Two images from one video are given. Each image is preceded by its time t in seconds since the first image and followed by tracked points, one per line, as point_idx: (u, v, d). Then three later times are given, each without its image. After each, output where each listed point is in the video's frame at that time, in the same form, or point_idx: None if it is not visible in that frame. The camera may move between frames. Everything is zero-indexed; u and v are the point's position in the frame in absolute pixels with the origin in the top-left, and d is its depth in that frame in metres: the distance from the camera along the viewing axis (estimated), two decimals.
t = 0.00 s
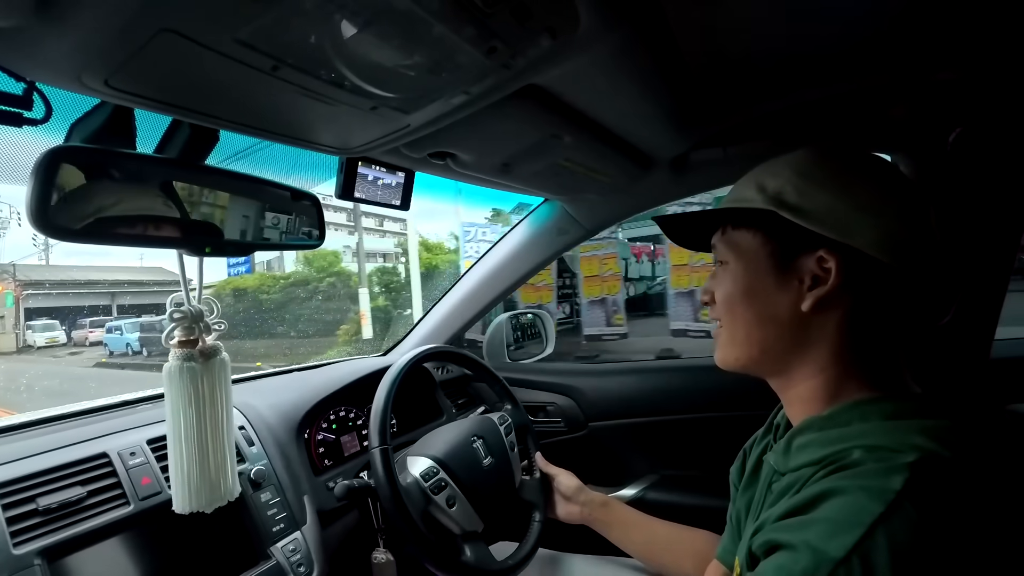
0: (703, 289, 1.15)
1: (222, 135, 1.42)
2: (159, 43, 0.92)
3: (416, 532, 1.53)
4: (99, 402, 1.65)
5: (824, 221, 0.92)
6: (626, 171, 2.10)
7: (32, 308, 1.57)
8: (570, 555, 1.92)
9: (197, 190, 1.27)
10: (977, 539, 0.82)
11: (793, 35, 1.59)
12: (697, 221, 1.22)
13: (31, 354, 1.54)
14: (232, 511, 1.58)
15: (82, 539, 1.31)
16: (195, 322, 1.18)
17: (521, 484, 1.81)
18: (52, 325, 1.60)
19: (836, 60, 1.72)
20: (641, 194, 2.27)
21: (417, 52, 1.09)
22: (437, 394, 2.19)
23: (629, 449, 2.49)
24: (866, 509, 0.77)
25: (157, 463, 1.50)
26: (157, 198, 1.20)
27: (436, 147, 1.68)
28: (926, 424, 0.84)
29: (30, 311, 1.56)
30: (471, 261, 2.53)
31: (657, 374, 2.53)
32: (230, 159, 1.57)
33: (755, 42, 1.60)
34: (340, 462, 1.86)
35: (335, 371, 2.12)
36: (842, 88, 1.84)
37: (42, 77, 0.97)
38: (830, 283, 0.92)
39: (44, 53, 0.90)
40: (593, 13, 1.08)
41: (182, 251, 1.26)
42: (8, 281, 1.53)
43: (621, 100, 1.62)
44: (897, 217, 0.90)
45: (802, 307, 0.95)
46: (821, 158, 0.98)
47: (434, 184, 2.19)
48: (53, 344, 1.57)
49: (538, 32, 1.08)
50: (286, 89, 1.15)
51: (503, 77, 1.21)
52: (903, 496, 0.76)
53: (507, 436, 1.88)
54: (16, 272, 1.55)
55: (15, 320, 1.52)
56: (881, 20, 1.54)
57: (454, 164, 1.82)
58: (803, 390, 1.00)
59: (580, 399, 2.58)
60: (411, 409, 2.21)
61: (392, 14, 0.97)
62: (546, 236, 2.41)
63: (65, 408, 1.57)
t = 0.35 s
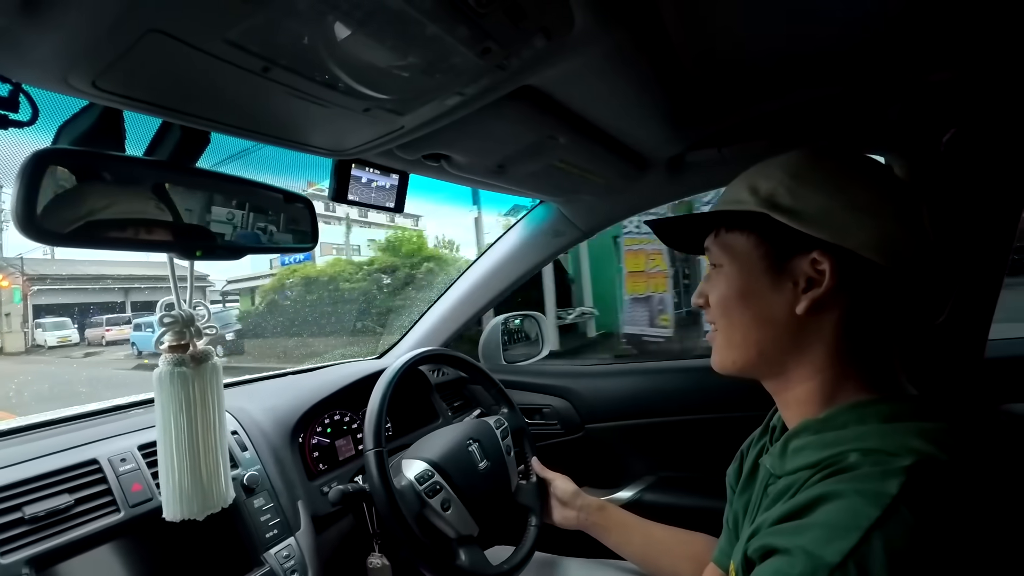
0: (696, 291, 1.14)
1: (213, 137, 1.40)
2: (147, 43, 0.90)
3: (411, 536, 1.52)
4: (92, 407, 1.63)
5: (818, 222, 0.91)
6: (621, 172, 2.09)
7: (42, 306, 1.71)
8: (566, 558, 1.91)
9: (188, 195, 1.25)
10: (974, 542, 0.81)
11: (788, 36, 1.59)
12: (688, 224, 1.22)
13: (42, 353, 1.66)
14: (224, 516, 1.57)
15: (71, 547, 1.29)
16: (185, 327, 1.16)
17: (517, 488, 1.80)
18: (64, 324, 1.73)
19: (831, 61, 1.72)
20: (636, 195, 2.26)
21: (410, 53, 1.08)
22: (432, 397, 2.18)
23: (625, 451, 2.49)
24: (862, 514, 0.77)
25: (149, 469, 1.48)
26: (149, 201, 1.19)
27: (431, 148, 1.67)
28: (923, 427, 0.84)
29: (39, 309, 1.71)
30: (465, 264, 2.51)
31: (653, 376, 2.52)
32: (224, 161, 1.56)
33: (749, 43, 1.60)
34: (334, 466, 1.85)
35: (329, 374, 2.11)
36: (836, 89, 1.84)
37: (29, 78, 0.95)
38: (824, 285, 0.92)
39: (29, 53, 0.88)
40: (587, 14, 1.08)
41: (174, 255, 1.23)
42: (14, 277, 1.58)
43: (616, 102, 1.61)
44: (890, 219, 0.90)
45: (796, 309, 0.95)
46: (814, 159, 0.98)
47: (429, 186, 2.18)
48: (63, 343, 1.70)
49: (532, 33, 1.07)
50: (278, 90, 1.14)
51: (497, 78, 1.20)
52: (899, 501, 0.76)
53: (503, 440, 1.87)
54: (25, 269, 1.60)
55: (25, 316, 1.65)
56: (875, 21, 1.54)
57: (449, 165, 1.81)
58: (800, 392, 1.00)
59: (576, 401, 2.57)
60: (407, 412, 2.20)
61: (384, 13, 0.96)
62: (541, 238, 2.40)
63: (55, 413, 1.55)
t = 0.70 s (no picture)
0: (689, 295, 1.14)
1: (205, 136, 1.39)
2: (137, 40, 0.89)
3: (406, 536, 1.52)
4: (83, 406, 1.62)
5: (807, 225, 0.91)
6: (617, 172, 2.09)
7: (53, 302, 1.67)
8: (561, 558, 1.90)
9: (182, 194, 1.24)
10: (967, 543, 0.81)
11: (785, 37, 1.59)
12: (677, 232, 1.21)
13: (55, 353, 1.62)
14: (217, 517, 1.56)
15: (61, 549, 1.28)
16: (178, 325, 1.15)
17: (513, 488, 1.80)
18: (78, 321, 1.70)
19: (827, 62, 1.72)
20: (631, 195, 2.26)
21: (406, 51, 1.07)
22: (427, 396, 2.17)
23: (620, 451, 2.48)
24: (856, 514, 0.76)
25: (140, 469, 1.47)
26: (147, 201, 1.19)
27: (425, 147, 1.66)
28: (918, 427, 0.84)
29: (51, 306, 1.66)
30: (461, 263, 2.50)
31: (649, 375, 2.52)
32: (220, 161, 1.56)
33: (746, 43, 1.60)
34: (328, 466, 1.84)
35: (324, 373, 2.10)
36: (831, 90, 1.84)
37: (18, 75, 0.94)
38: (815, 286, 0.92)
39: (18, 49, 0.87)
40: (583, 13, 1.07)
41: (166, 253, 1.22)
42: (25, 272, 1.55)
43: (612, 101, 1.61)
44: (883, 220, 0.90)
45: (790, 311, 0.95)
46: (801, 160, 0.98)
47: (423, 186, 2.17)
48: (78, 342, 1.66)
49: (527, 32, 1.07)
50: (270, 88, 1.13)
51: (493, 77, 1.19)
52: (893, 501, 0.76)
53: (498, 439, 1.86)
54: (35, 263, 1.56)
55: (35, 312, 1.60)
56: (872, 22, 1.54)
57: (444, 164, 1.80)
58: (795, 393, 0.99)
59: (571, 400, 2.57)
60: (401, 411, 2.19)
61: (379, 11, 0.95)
62: (536, 237, 2.40)
63: (47, 412, 1.55)
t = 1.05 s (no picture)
0: (689, 290, 1.14)
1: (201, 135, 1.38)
2: (130, 38, 0.89)
3: (403, 537, 1.51)
4: (78, 408, 1.62)
5: (813, 223, 0.91)
6: (614, 172, 2.08)
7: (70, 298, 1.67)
8: (558, 558, 1.90)
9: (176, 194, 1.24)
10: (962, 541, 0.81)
11: (781, 37, 1.59)
12: (685, 221, 1.21)
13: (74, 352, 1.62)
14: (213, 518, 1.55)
15: (54, 551, 1.27)
16: (173, 326, 1.14)
17: (510, 488, 1.79)
18: (98, 319, 1.68)
19: (823, 62, 1.73)
20: (628, 195, 2.26)
21: (401, 50, 1.07)
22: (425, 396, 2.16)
23: (617, 451, 2.48)
24: (847, 508, 0.76)
25: (136, 470, 1.46)
26: (139, 199, 1.18)
27: (423, 147, 1.65)
28: (912, 424, 0.84)
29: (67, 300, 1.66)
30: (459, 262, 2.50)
31: (646, 375, 2.52)
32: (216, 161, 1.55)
33: (742, 43, 1.60)
34: (325, 467, 1.84)
35: (321, 373, 2.10)
36: (827, 89, 1.85)
37: (11, 72, 0.93)
38: (816, 284, 0.92)
39: (11, 46, 0.87)
40: (579, 12, 1.07)
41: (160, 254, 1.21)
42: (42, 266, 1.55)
43: (608, 101, 1.61)
44: (886, 222, 0.91)
45: (789, 308, 0.95)
46: (809, 159, 0.98)
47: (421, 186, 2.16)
48: (99, 340, 1.64)
49: (523, 31, 1.07)
50: (266, 87, 1.13)
51: (489, 76, 1.19)
52: (884, 495, 0.76)
53: (496, 440, 1.86)
54: (51, 257, 1.54)
55: (51, 310, 1.61)
56: (868, 22, 1.55)
57: (441, 164, 1.80)
58: (791, 390, 0.99)
59: (569, 400, 2.57)
60: (398, 412, 2.18)
61: (373, 9, 0.95)
62: (534, 237, 2.40)
63: (43, 413, 1.55)
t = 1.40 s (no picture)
0: (686, 287, 1.15)
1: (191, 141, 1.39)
2: (116, 49, 0.89)
3: (396, 539, 1.52)
4: (68, 413, 1.62)
5: (810, 224, 0.92)
6: (605, 174, 2.10)
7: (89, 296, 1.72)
8: (552, 558, 1.91)
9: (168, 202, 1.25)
10: (946, 540, 0.83)
11: (768, 41, 1.60)
12: (685, 219, 1.22)
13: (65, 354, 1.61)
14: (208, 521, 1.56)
15: (46, 556, 1.27)
16: (166, 331, 1.15)
17: (504, 489, 1.81)
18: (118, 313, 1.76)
19: (811, 65, 1.74)
20: (620, 196, 2.27)
21: (388, 57, 1.08)
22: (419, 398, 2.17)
23: (611, 450, 2.49)
24: (838, 503, 0.78)
25: (129, 475, 1.47)
26: (129, 202, 1.18)
27: (415, 151, 1.66)
28: (900, 422, 0.85)
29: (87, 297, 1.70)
30: (452, 265, 2.51)
31: (640, 375, 2.53)
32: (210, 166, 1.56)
33: (730, 47, 1.61)
34: (320, 469, 1.85)
35: (315, 376, 2.10)
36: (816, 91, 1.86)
37: None
38: (812, 285, 0.93)
39: None
40: (565, 19, 1.08)
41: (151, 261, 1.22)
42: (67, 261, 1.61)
43: (598, 105, 1.62)
44: (883, 226, 0.92)
45: (784, 308, 0.96)
46: (809, 161, 0.99)
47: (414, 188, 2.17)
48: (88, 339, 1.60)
49: (509, 38, 1.08)
50: (251, 95, 1.14)
51: (477, 82, 1.20)
52: (874, 491, 0.77)
53: (490, 442, 1.87)
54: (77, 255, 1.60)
55: (71, 306, 1.66)
56: (854, 27, 1.56)
57: (431, 168, 1.81)
58: (782, 389, 1.01)
59: (563, 401, 2.58)
60: (393, 413, 2.19)
61: (360, 18, 0.96)
62: (527, 239, 2.41)
63: (39, 417, 1.56)
